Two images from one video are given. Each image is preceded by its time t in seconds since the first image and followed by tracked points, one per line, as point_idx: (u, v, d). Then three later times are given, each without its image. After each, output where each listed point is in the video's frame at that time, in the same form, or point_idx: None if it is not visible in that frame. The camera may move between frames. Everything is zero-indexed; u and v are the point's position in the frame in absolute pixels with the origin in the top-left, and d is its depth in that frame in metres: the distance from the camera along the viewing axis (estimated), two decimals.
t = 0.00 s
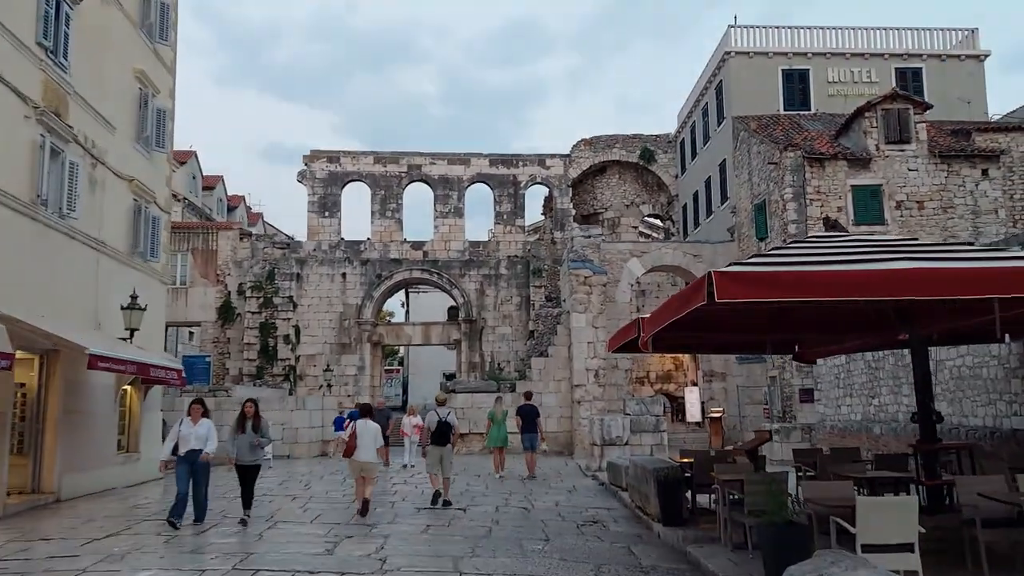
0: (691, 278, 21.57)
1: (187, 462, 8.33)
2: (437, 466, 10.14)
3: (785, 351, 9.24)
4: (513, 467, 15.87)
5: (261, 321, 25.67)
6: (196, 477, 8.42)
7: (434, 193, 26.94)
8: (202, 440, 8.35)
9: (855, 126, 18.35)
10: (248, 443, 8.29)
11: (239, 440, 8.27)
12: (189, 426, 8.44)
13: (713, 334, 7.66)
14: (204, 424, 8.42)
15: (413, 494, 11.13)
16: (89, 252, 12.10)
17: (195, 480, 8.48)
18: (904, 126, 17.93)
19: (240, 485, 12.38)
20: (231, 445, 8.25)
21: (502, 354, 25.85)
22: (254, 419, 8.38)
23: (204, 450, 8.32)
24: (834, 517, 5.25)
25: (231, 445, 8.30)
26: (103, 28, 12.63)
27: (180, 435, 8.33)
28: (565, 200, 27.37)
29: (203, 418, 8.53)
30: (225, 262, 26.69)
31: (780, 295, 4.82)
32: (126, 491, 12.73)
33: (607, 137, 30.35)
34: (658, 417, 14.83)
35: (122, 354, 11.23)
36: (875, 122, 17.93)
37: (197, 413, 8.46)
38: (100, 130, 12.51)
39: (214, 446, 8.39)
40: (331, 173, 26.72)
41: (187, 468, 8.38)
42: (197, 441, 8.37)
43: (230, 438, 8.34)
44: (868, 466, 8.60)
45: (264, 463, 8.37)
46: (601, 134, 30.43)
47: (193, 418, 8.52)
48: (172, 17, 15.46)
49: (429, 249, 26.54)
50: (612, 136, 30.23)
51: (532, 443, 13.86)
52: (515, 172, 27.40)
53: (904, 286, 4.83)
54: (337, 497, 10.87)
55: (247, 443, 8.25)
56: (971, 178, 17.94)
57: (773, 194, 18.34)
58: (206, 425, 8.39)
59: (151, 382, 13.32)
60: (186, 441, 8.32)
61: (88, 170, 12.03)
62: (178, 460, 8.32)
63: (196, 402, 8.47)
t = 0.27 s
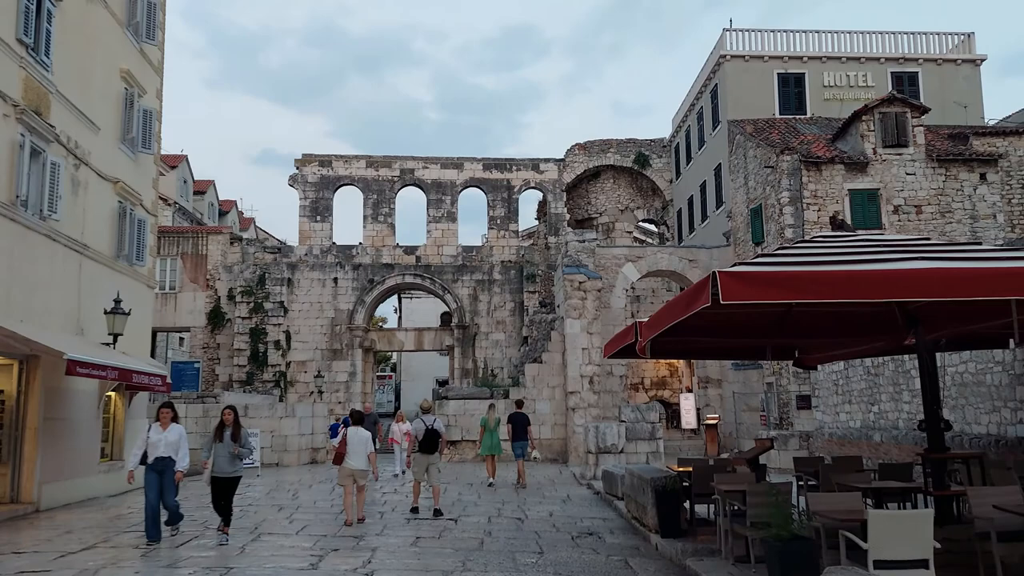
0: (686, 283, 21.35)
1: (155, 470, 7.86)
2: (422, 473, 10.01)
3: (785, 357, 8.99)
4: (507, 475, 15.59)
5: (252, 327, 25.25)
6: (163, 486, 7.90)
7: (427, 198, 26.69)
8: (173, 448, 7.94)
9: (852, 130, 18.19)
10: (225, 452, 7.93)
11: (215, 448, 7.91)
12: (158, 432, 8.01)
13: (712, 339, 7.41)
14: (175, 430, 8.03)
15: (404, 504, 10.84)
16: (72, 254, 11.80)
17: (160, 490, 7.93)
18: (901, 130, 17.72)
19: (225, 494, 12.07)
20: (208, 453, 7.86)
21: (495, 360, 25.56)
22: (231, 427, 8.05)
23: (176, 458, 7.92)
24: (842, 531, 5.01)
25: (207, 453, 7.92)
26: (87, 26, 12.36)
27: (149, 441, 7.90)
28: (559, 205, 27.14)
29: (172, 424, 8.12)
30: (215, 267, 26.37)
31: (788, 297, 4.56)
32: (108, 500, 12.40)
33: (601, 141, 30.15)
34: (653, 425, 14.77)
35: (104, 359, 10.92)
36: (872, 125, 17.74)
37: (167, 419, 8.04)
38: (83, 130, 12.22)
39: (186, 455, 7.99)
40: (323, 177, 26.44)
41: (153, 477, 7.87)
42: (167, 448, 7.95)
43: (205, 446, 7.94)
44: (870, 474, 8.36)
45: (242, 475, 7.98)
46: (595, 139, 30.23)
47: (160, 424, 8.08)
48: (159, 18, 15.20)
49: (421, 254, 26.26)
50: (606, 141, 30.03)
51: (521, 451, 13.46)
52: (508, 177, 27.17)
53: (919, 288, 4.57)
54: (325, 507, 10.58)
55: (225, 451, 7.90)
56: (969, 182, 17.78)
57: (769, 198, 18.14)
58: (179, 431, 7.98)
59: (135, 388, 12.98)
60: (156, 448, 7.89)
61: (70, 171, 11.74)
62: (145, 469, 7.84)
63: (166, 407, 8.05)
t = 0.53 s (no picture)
0: (684, 284, 21.12)
1: (126, 477, 7.06)
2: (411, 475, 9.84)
3: (788, 358, 8.74)
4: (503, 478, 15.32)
5: (244, 328, 24.83)
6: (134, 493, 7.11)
7: (421, 198, 26.42)
8: (148, 453, 7.17)
9: (851, 129, 18.00)
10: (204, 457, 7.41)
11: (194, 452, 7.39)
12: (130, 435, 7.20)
13: (717, 337, 7.15)
14: (151, 434, 7.25)
15: (398, 508, 10.55)
16: (57, 252, 11.50)
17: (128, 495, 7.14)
18: (901, 129, 17.55)
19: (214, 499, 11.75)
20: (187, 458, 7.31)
21: (490, 363, 25.30)
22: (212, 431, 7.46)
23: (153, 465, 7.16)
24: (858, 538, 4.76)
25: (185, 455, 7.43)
26: (74, 19, 12.08)
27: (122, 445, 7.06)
28: (554, 206, 26.91)
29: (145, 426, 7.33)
30: (207, 268, 26.04)
31: (807, 289, 4.34)
32: (94, 505, 12.08)
33: (597, 142, 29.94)
34: (652, 427, 14.45)
35: (89, 359, 10.61)
36: (872, 124, 17.56)
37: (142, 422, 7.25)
38: (70, 125, 11.93)
39: (163, 460, 7.22)
40: (316, 178, 26.16)
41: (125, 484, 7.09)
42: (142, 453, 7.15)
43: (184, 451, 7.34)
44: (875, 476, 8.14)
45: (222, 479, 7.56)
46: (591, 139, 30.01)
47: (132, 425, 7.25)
48: (148, 12, 14.91)
49: (415, 255, 25.98)
50: (601, 142, 29.81)
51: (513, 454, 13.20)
52: (503, 178, 26.91)
53: (947, 279, 4.33)
54: (316, 512, 10.28)
55: (203, 456, 7.36)
56: (970, 182, 17.60)
57: (768, 198, 17.94)
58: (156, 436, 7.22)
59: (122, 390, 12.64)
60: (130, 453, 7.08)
61: (55, 167, 11.45)
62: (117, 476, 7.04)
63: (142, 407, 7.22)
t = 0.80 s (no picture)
0: (682, 288, 20.86)
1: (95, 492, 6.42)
2: (402, 483, 9.55)
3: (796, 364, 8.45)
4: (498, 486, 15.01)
5: (236, 333, 24.49)
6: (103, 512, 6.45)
7: (416, 201, 26.12)
8: (119, 465, 6.59)
9: (852, 131, 17.79)
10: (178, 467, 6.99)
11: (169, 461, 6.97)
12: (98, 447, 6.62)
13: (724, 342, 6.87)
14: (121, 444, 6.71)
15: (391, 518, 10.23)
16: (41, 254, 11.18)
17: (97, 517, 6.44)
18: (903, 132, 17.35)
19: (202, 507, 11.41)
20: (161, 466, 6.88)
21: (486, 368, 24.98)
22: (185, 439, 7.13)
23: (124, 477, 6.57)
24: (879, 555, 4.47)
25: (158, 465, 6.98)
26: (60, 15, 11.77)
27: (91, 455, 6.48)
28: (551, 209, 26.64)
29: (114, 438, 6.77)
30: (199, 271, 25.69)
31: (824, 290, 4.07)
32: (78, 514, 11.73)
33: (593, 146, 29.71)
34: (651, 434, 14.15)
35: (73, 364, 10.29)
36: (873, 126, 17.34)
37: (112, 433, 6.72)
38: (55, 123, 11.62)
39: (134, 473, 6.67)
40: (310, 180, 25.85)
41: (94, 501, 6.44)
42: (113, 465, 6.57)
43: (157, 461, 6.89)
44: (885, 486, 7.85)
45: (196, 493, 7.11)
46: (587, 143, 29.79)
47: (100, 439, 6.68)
48: (138, 10, 14.61)
49: (410, 258, 25.66)
50: (598, 145, 29.58)
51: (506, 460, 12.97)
52: (499, 181, 26.64)
53: (982, 281, 4.04)
54: (306, 522, 9.95)
55: (179, 465, 6.96)
56: (972, 185, 17.38)
57: (768, 201, 17.69)
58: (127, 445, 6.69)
59: (109, 395, 12.29)
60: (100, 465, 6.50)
61: (39, 166, 11.13)
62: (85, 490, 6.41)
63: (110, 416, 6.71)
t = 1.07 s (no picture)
0: (680, 288, 20.57)
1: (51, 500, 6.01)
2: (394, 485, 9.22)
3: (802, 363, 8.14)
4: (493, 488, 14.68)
5: (227, 333, 24.15)
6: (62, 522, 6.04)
7: (410, 200, 25.79)
8: (76, 470, 6.14)
9: (852, 128, 17.55)
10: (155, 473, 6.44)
11: (140, 467, 6.41)
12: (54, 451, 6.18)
13: (732, 339, 6.57)
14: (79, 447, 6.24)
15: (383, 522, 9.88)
16: (23, 250, 10.84)
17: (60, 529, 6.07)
18: (904, 129, 17.14)
19: (188, 512, 11.04)
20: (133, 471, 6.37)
21: (481, 369, 24.66)
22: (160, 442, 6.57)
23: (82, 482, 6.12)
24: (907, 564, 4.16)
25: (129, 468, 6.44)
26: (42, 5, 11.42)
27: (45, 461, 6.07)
28: (546, 208, 26.34)
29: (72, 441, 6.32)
30: (189, 271, 25.31)
31: (850, 276, 3.80)
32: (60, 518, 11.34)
33: (589, 145, 29.43)
34: (650, 435, 13.84)
35: (54, 363, 9.94)
36: (874, 123, 17.09)
37: (69, 435, 6.27)
38: (37, 115, 11.27)
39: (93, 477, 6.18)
40: (302, 179, 25.50)
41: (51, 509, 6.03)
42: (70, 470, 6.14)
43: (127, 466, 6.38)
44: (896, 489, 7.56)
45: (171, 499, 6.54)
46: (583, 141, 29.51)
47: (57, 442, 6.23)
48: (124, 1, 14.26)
49: (404, 258, 25.32)
50: (594, 144, 29.30)
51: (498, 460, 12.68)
52: (494, 180, 26.32)
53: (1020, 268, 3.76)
54: (295, 527, 9.60)
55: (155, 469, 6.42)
56: (974, 182, 17.15)
57: (768, 199, 17.41)
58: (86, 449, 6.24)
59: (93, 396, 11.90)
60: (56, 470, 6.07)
61: (21, 160, 10.79)
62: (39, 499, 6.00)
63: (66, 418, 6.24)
